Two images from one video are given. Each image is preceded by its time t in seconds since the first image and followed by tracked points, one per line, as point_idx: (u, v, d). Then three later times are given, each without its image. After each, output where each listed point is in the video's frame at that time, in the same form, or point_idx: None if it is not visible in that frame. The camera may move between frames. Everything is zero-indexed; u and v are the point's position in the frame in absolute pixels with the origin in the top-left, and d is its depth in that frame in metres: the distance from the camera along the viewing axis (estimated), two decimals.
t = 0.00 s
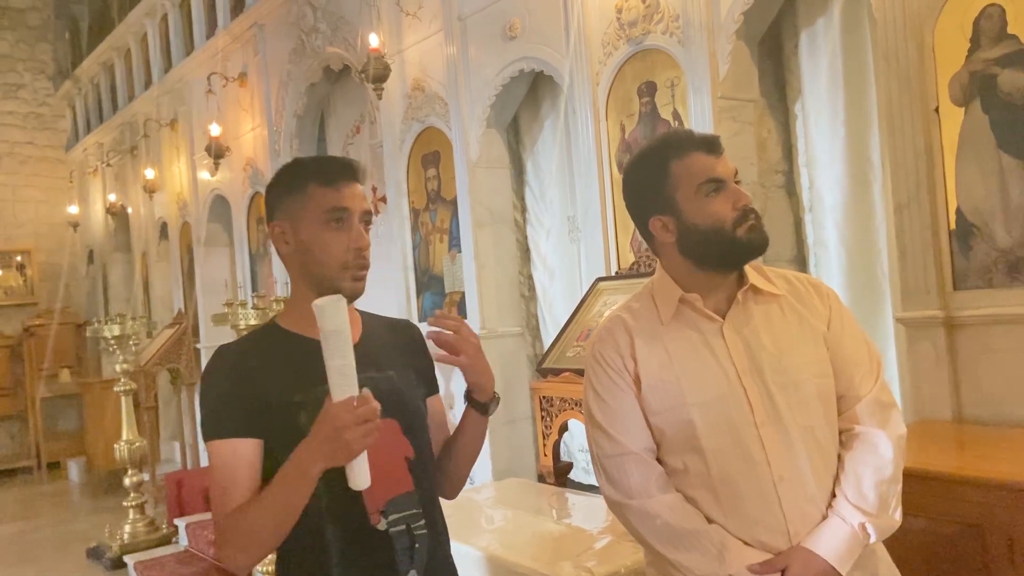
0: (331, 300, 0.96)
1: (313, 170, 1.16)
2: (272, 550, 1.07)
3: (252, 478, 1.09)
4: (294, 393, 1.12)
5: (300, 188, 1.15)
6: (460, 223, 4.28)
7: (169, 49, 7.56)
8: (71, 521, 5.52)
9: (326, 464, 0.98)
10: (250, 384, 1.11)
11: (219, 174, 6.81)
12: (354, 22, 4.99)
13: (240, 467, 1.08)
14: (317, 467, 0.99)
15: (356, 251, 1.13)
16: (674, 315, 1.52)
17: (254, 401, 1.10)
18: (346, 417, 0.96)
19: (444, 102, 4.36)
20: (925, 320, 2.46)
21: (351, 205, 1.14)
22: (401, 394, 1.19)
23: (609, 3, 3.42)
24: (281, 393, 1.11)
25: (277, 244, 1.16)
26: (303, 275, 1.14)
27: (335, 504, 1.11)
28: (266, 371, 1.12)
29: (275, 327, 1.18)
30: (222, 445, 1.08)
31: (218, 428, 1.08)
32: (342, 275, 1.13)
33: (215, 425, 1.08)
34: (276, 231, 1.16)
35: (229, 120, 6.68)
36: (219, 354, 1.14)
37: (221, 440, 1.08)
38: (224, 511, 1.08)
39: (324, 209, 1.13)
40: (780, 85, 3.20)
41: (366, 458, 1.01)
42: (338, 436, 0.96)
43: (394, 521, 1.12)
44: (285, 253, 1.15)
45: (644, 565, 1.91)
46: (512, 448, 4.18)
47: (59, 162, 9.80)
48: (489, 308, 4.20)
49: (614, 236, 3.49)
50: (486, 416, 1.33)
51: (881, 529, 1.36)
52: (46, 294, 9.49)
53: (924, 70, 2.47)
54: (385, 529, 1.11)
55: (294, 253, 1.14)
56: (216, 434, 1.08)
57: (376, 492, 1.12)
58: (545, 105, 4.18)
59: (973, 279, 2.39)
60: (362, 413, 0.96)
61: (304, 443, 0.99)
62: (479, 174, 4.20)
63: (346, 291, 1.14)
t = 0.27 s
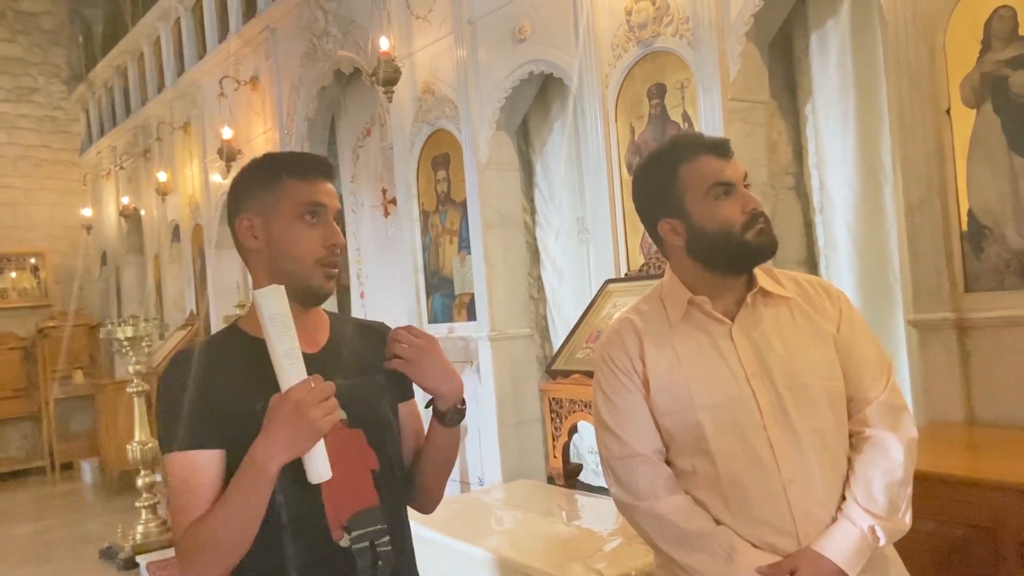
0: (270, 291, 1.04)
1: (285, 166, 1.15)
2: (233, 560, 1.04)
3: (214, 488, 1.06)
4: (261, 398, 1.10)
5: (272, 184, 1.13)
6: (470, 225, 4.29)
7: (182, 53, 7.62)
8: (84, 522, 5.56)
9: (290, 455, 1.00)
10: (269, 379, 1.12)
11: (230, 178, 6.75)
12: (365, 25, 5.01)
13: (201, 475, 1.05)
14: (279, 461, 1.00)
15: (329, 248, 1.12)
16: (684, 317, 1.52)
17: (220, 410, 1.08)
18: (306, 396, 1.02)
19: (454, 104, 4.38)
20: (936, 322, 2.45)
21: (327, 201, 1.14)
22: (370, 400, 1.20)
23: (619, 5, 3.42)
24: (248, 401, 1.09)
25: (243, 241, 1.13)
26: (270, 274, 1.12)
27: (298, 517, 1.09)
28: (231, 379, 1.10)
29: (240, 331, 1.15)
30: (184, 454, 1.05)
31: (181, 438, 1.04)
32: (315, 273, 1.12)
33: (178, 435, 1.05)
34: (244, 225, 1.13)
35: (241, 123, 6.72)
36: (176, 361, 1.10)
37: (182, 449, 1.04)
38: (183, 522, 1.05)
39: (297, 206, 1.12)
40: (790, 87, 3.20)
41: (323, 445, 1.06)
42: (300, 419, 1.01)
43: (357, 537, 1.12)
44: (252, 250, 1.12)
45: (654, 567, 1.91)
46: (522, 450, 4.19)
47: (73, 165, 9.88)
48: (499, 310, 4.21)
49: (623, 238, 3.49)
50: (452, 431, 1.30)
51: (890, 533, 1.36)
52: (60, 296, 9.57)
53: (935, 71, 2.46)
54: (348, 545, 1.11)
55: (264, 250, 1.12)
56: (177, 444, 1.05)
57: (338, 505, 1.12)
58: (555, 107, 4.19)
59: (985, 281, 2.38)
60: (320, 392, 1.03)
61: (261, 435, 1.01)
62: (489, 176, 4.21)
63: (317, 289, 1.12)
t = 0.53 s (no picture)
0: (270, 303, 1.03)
1: (259, 165, 1.15)
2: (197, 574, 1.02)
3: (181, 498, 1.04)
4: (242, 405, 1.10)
5: (251, 184, 1.14)
6: (478, 227, 4.29)
7: (192, 56, 7.66)
8: (95, 523, 5.59)
9: (268, 475, 0.99)
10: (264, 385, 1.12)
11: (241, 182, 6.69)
12: (374, 28, 5.02)
13: (168, 481, 1.03)
14: (258, 482, 0.99)
15: (311, 246, 1.13)
16: (693, 319, 1.52)
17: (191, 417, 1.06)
18: (294, 418, 1.01)
19: (463, 106, 4.38)
20: (947, 324, 2.44)
21: (305, 198, 1.15)
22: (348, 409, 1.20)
23: (628, 7, 3.42)
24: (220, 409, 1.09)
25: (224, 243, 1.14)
26: (252, 278, 1.13)
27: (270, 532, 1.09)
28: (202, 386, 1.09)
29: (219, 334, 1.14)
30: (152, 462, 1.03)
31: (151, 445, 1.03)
32: (298, 272, 1.12)
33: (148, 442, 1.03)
34: (223, 227, 1.14)
35: (251, 126, 6.74)
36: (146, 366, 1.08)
37: (150, 457, 1.03)
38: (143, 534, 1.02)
39: (275, 204, 1.12)
40: (799, 88, 3.19)
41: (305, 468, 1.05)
42: (285, 440, 1.00)
43: (336, 552, 1.12)
44: (232, 252, 1.14)
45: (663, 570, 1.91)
46: (531, 452, 4.19)
47: (84, 168, 9.94)
48: (509, 312, 4.21)
49: (633, 240, 3.49)
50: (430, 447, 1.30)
51: (901, 536, 1.36)
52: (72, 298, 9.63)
53: (946, 72, 2.45)
54: (326, 561, 1.11)
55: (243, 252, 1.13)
56: (146, 450, 1.03)
57: (317, 522, 1.12)
58: (564, 109, 4.19)
59: (997, 283, 2.37)
60: (308, 413, 1.02)
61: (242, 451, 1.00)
62: (497, 178, 4.21)
63: (302, 289, 1.13)
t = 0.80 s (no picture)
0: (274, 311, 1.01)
1: (257, 166, 1.14)
2: None
3: (166, 505, 1.03)
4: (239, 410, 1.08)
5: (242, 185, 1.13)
6: (487, 229, 4.30)
7: (201, 59, 7.69)
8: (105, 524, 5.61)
9: (269, 481, 0.99)
10: (260, 390, 1.10)
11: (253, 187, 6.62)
12: (382, 30, 5.02)
13: (154, 490, 1.02)
14: (256, 490, 0.99)
15: (305, 251, 1.13)
16: (702, 320, 1.51)
17: (176, 423, 1.05)
18: (295, 425, 1.00)
19: (471, 109, 4.38)
20: (959, 326, 2.43)
21: (300, 201, 1.14)
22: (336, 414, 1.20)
23: (636, 8, 3.41)
24: (208, 415, 1.06)
25: (216, 245, 1.13)
26: (243, 279, 1.12)
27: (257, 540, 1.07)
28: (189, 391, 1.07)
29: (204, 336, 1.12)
30: (139, 468, 1.01)
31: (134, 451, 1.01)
32: (292, 277, 1.12)
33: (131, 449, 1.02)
34: (216, 228, 1.13)
35: (260, 129, 6.77)
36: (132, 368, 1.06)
37: (139, 464, 1.01)
38: (127, 542, 1.01)
39: (270, 208, 1.12)
40: (809, 89, 3.17)
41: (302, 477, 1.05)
42: (286, 449, 0.99)
43: (324, 560, 1.11)
44: (223, 254, 1.13)
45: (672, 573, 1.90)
46: (539, 454, 4.18)
47: (94, 170, 9.99)
48: (517, 314, 4.21)
49: (641, 242, 3.48)
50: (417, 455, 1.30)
51: (912, 537, 1.35)
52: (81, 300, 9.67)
53: (956, 73, 2.44)
54: (315, 569, 1.10)
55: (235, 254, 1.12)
56: (129, 457, 1.02)
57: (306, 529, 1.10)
58: (572, 111, 4.18)
59: (1009, 285, 2.35)
60: (310, 421, 1.02)
61: (242, 458, 0.99)
62: (506, 179, 4.22)
63: (295, 293, 1.13)
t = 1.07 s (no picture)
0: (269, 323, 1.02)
1: (256, 169, 1.15)
2: None
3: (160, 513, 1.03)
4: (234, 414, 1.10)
5: (238, 188, 1.14)
6: (494, 231, 4.30)
7: (210, 62, 7.72)
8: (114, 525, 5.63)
9: (262, 491, 0.99)
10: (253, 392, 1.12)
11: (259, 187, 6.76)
12: (389, 33, 5.03)
13: (148, 497, 1.02)
14: (249, 499, 0.99)
15: (298, 255, 1.14)
16: (710, 322, 1.51)
17: (170, 429, 1.05)
18: (290, 436, 1.01)
19: (478, 111, 4.39)
20: (969, 328, 2.42)
21: (294, 205, 1.15)
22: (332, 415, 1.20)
23: (643, 10, 3.41)
24: (202, 420, 1.07)
25: (210, 248, 1.14)
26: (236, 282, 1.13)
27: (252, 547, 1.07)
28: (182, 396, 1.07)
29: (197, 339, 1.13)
30: (133, 475, 1.01)
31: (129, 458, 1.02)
32: (284, 281, 1.13)
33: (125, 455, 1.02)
34: (210, 230, 1.15)
35: (268, 132, 6.78)
36: (128, 375, 1.07)
37: (132, 470, 1.02)
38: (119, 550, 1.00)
39: (265, 212, 1.13)
40: (816, 90, 3.17)
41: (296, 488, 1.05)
42: (279, 459, 1.00)
43: (319, 566, 1.11)
44: (216, 257, 1.14)
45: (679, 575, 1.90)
46: (546, 456, 4.19)
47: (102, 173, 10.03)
48: (524, 316, 4.21)
49: (648, 243, 3.48)
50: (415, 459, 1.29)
51: (921, 539, 1.34)
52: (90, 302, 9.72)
53: (964, 74, 2.43)
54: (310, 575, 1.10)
55: (228, 257, 1.13)
56: (123, 463, 1.02)
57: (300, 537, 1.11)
58: (579, 113, 4.18)
59: (1018, 286, 2.34)
60: (305, 433, 1.02)
61: (236, 468, 1.00)
62: (513, 181, 4.22)
63: (285, 299, 1.14)
